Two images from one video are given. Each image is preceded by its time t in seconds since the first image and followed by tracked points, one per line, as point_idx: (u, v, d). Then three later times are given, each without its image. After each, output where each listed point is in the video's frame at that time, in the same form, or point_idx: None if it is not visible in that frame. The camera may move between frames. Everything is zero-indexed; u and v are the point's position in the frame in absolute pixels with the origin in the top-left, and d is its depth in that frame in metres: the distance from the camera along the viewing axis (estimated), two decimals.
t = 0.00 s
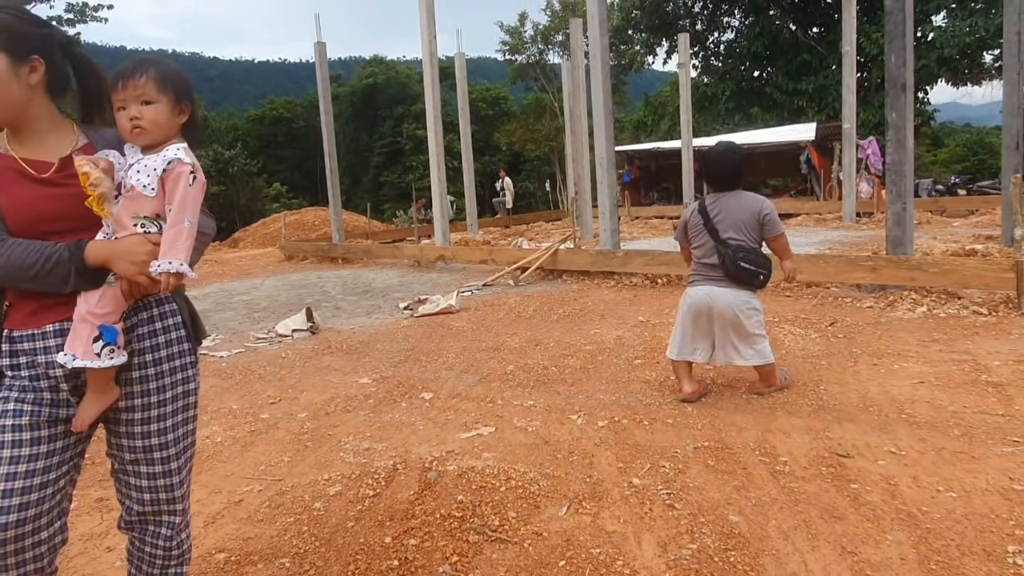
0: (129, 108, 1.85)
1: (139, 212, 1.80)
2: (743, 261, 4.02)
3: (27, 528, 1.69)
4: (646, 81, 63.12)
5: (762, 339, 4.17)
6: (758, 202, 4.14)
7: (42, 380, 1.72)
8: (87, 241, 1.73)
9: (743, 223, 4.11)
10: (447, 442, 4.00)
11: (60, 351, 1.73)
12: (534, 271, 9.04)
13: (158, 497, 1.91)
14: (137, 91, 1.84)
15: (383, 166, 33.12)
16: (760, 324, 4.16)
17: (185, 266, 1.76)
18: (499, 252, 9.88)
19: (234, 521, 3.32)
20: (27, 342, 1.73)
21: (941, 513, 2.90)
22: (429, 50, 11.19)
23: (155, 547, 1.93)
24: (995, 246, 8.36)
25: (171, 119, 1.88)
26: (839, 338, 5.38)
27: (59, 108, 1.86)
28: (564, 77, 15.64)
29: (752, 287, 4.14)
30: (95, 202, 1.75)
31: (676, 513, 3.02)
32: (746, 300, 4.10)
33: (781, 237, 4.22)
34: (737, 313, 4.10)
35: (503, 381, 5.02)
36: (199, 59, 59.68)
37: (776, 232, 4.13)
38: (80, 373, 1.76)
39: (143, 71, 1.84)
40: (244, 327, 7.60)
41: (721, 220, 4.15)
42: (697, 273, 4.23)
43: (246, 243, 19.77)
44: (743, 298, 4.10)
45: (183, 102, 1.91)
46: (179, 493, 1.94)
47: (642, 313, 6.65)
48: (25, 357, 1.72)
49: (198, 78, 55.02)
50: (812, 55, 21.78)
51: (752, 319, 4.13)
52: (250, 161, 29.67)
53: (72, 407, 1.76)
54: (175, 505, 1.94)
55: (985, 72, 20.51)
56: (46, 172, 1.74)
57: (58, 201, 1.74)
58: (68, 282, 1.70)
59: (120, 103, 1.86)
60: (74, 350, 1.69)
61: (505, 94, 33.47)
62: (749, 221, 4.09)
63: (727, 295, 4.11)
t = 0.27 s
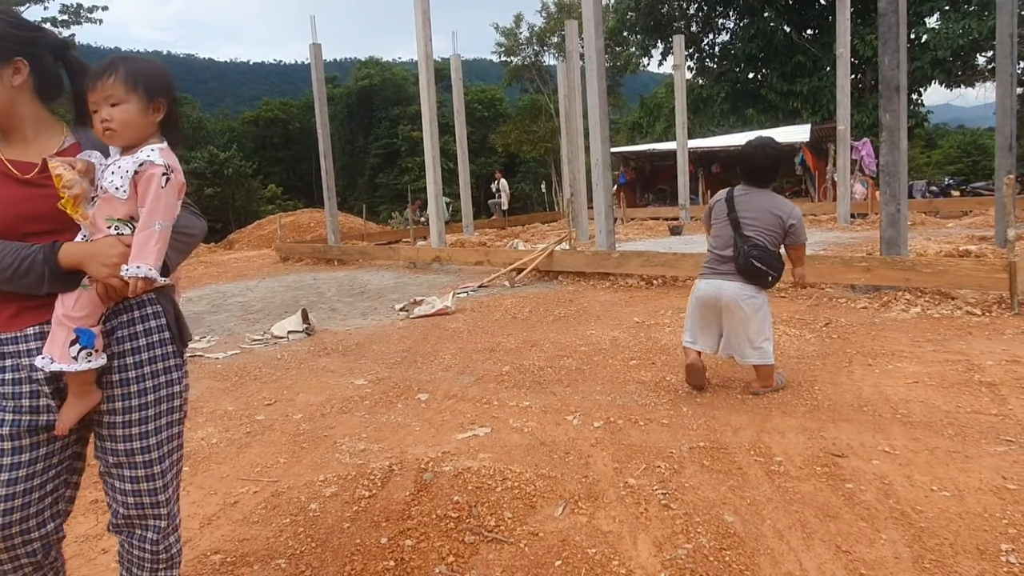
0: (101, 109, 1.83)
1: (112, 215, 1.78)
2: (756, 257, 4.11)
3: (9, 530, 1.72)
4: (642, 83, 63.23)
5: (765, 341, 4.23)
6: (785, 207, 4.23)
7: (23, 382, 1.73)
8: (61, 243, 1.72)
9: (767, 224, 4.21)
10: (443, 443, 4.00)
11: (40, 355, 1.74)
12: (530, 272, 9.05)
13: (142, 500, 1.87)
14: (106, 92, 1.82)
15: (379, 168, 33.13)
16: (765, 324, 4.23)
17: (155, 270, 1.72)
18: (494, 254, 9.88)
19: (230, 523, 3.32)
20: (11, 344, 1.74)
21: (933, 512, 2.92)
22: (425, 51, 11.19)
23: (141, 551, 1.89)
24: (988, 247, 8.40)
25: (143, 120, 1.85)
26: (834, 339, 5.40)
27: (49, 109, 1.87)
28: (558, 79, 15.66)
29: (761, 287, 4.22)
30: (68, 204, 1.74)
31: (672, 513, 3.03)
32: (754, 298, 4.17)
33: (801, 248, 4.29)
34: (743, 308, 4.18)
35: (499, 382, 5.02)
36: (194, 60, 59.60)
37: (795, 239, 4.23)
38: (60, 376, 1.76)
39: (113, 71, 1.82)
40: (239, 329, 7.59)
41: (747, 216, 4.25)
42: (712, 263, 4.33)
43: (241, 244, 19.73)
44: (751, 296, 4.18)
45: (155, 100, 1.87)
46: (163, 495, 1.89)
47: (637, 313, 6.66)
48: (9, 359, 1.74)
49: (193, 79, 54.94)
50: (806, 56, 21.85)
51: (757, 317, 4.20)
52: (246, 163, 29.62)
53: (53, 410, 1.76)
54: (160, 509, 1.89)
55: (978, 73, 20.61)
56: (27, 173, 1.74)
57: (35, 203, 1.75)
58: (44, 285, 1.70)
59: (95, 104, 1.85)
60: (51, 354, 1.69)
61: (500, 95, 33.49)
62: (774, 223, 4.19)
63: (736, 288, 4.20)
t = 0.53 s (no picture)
0: (66, 109, 1.79)
1: (74, 215, 1.74)
2: (756, 255, 4.14)
3: None
4: (639, 85, 63.41)
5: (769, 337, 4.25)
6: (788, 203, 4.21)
7: None
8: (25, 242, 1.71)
9: (768, 220, 4.22)
10: (441, 443, 4.01)
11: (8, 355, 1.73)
12: (527, 273, 9.05)
13: (118, 503, 1.82)
14: (68, 92, 1.78)
15: (376, 169, 33.12)
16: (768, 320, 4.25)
17: (106, 271, 1.66)
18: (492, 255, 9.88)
19: (228, 523, 3.31)
20: None
21: (931, 511, 2.93)
22: (422, 53, 11.21)
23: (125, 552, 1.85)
24: (984, 248, 8.42)
25: (107, 119, 1.80)
26: (830, 339, 5.41)
27: (34, 110, 1.88)
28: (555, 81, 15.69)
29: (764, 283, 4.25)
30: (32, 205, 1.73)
31: (670, 512, 3.04)
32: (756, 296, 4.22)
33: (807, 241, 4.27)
34: (745, 306, 4.23)
35: (497, 383, 5.03)
36: (190, 62, 59.60)
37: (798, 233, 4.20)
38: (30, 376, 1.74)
39: (74, 69, 1.77)
40: (236, 330, 7.58)
41: (748, 213, 4.26)
42: (716, 261, 4.39)
43: (238, 246, 19.72)
44: (752, 293, 4.22)
45: (119, 97, 1.80)
46: (141, 499, 1.84)
47: (635, 314, 6.68)
48: None
49: (189, 81, 54.94)
50: (803, 58, 21.91)
51: (760, 314, 4.23)
52: (242, 164, 29.60)
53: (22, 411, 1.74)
54: (138, 513, 1.84)
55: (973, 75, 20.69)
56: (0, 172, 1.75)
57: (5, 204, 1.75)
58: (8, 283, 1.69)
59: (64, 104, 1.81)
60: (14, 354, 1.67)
61: (497, 97, 33.53)
62: (775, 219, 4.18)
63: (738, 286, 4.26)
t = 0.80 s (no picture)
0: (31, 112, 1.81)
1: (27, 218, 1.77)
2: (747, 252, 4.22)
3: None
4: (637, 86, 63.52)
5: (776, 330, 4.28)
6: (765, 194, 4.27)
7: None
8: None
9: (747, 216, 4.27)
10: (439, 444, 4.01)
11: None
12: (525, 274, 9.06)
13: (86, 510, 1.82)
14: (31, 95, 1.79)
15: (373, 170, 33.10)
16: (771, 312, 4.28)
17: (53, 276, 1.67)
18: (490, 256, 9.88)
19: (226, 524, 3.31)
20: None
21: (928, 512, 2.94)
22: (420, 54, 11.21)
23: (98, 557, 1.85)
24: (982, 250, 8.43)
25: (67, 125, 1.80)
26: (828, 340, 5.42)
27: (13, 114, 1.93)
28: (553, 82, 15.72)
29: (764, 277, 4.30)
30: None
31: (668, 513, 3.04)
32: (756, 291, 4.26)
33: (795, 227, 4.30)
34: (748, 303, 4.27)
35: (495, 384, 5.03)
36: (188, 63, 59.55)
37: (780, 221, 4.20)
38: None
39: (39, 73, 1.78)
40: (234, 331, 7.57)
41: (730, 213, 4.34)
42: (714, 267, 4.48)
43: (236, 247, 19.69)
44: (752, 289, 4.27)
45: (79, 101, 1.80)
46: (107, 505, 1.84)
47: (633, 315, 6.68)
48: None
49: (187, 81, 54.88)
50: (800, 60, 21.96)
51: (764, 308, 4.26)
52: (240, 165, 29.58)
53: None
54: (106, 519, 1.84)
55: (970, 77, 20.75)
56: None
57: None
58: None
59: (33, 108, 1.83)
60: None
61: (495, 98, 33.54)
62: (756, 213, 4.24)
63: (736, 285, 4.32)
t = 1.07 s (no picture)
0: None
1: None
2: (743, 250, 4.33)
3: None
4: (636, 88, 63.57)
5: (785, 320, 4.40)
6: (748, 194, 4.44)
7: None
8: None
9: (735, 217, 4.41)
10: (438, 446, 4.01)
11: None
12: (524, 276, 9.06)
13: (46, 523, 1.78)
14: None
15: (372, 172, 33.12)
16: (774, 305, 4.39)
17: None
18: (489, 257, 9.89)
19: (224, 527, 3.31)
20: None
21: (927, 513, 2.94)
22: (419, 56, 11.23)
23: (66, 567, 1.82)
24: (980, 252, 8.45)
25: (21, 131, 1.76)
26: (826, 342, 5.43)
27: None
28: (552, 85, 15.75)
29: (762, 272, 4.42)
30: None
31: (667, 515, 3.04)
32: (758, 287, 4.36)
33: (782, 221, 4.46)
34: (753, 300, 4.36)
35: (493, 385, 5.03)
36: (187, 65, 59.58)
37: (768, 216, 4.36)
38: None
39: None
40: (233, 333, 7.57)
41: (718, 219, 4.48)
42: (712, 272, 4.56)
43: (234, 249, 19.70)
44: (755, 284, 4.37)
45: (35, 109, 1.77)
46: (66, 516, 1.80)
47: (632, 317, 6.69)
48: None
49: (186, 83, 54.91)
50: (798, 62, 21.99)
51: (769, 302, 4.37)
52: (239, 167, 29.59)
53: None
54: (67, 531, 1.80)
55: (968, 79, 20.80)
56: None
57: None
58: None
59: None
60: None
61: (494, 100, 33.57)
62: (744, 212, 4.39)
63: (736, 284, 4.41)
